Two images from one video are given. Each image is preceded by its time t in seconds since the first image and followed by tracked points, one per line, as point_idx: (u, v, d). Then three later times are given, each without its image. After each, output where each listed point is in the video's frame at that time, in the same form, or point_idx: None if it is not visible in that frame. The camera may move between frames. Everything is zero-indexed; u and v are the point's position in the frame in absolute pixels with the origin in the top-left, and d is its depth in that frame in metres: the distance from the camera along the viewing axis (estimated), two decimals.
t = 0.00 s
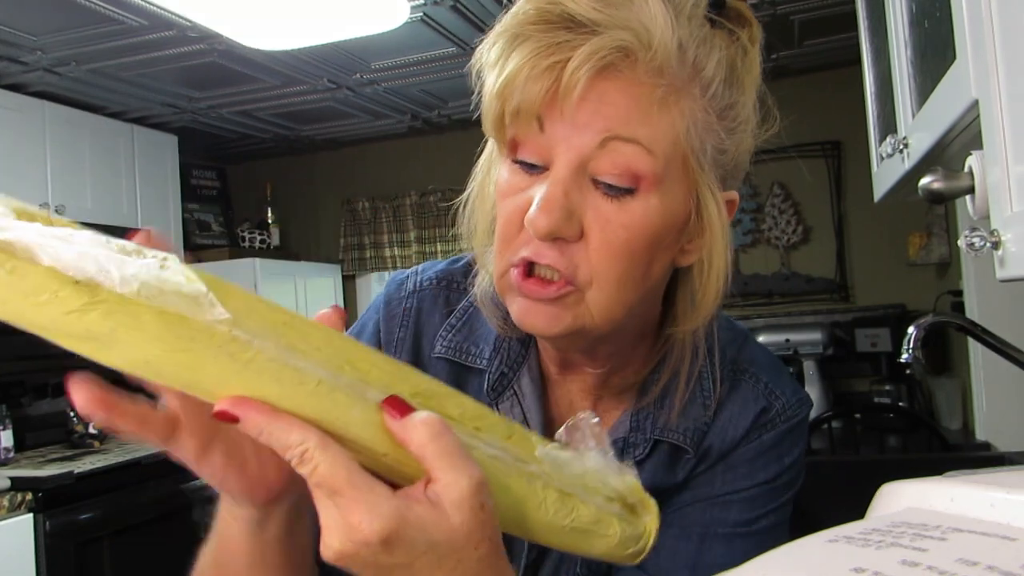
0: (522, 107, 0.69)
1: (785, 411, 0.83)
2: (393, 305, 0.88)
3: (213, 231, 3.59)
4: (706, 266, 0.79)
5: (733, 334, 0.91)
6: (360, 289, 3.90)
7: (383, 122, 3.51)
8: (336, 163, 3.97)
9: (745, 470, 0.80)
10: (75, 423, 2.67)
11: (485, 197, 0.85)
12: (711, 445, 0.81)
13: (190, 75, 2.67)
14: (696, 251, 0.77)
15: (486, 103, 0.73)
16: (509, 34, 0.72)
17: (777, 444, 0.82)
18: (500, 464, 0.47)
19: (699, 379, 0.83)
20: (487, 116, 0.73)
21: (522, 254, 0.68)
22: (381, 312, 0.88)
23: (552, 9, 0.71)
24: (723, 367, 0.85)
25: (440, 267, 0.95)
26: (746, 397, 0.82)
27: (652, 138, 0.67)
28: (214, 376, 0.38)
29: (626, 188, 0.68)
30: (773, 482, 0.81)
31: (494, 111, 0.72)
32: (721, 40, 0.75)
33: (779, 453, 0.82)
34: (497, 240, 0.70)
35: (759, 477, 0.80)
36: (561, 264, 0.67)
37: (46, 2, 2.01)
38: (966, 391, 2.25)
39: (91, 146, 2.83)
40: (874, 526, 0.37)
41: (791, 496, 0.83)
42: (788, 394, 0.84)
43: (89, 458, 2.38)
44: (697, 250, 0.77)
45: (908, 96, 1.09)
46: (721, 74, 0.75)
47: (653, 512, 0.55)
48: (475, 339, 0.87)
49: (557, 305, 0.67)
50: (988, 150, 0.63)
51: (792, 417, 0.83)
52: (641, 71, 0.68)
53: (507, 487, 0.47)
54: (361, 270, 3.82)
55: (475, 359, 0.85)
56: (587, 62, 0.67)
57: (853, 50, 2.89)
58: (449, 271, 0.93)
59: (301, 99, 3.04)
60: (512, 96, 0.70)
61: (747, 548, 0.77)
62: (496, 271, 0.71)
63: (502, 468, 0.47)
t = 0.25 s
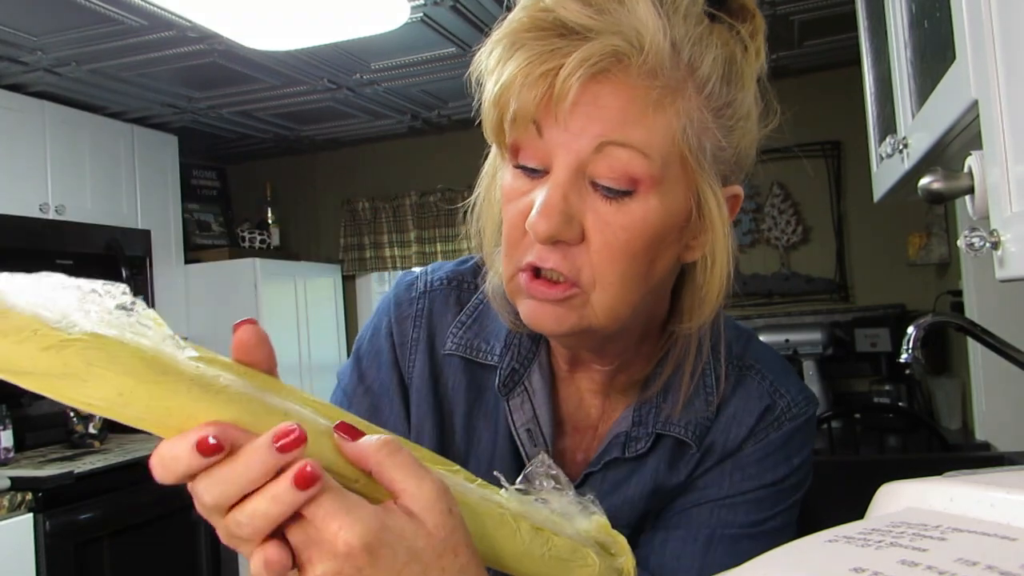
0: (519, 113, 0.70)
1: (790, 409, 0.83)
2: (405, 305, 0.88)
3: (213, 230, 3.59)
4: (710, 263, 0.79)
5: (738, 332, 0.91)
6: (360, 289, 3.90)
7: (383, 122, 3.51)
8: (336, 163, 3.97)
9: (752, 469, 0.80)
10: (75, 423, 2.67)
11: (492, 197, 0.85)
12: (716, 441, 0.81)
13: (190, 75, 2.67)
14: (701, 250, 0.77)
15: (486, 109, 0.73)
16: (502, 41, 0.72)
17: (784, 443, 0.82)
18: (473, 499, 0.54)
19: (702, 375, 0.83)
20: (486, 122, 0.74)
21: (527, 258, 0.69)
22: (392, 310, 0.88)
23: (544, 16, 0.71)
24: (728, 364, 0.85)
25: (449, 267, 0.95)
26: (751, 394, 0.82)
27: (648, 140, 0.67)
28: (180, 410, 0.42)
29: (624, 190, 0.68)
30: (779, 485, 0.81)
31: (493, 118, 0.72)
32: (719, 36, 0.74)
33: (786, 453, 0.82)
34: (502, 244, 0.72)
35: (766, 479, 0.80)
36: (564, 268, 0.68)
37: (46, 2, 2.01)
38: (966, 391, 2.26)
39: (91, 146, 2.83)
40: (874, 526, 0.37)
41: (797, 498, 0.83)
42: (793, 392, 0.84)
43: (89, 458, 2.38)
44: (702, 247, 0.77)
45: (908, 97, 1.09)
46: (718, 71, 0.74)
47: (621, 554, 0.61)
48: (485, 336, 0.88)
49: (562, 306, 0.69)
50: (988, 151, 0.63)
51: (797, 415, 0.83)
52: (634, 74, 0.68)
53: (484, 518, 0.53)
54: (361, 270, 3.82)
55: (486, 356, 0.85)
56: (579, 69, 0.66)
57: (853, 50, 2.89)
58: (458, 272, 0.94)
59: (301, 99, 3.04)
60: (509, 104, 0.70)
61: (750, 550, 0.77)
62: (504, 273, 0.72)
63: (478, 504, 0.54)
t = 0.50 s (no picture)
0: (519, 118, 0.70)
1: (795, 412, 0.83)
2: (411, 303, 0.88)
3: (213, 230, 3.59)
4: (711, 263, 0.79)
5: (743, 334, 0.91)
6: (360, 289, 3.90)
7: (383, 122, 3.51)
8: (336, 163, 3.97)
9: (758, 472, 0.80)
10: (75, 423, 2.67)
11: (499, 197, 0.85)
12: (721, 443, 0.81)
13: (190, 75, 2.67)
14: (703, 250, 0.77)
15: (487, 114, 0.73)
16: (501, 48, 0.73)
17: (789, 447, 0.82)
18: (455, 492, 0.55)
19: (708, 376, 0.83)
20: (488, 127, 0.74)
21: (531, 260, 0.69)
22: (400, 309, 0.88)
23: (541, 25, 0.71)
24: (734, 366, 0.85)
25: (456, 268, 0.95)
26: (756, 396, 0.82)
27: (646, 144, 0.67)
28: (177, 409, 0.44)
29: (623, 193, 0.68)
30: (782, 486, 0.81)
31: (494, 124, 0.72)
32: (716, 38, 0.74)
33: (791, 456, 0.82)
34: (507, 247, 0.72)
35: (771, 482, 0.80)
36: (567, 269, 0.68)
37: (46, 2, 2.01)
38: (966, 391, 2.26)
39: (91, 146, 2.83)
40: (874, 526, 0.37)
41: (799, 499, 0.83)
42: (798, 394, 0.84)
43: (89, 458, 2.38)
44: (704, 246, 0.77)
45: (908, 96, 1.10)
46: (716, 73, 0.74)
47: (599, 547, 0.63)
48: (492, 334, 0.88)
49: (566, 307, 0.69)
50: (987, 151, 0.63)
51: (802, 418, 0.83)
52: (631, 80, 0.68)
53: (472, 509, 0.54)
54: (361, 270, 3.82)
55: (492, 354, 0.86)
56: (576, 75, 0.66)
57: (853, 50, 2.89)
58: (465, 273, 0.93)
59: (301, 99, 3.04)
60: (509, 109, 0.70)
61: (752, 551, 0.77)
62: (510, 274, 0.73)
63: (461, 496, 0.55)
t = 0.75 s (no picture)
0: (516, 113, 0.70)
1: (794, 409, 0.83)
2: (410, 300, 0.88)
3: (213, 230, 3.59)
4: (709, 256, 0.79)
5: (742, 333, 0.91)
6: (360, 289, 3.91)
7: (383, 122, 3.51)
8: (336, 163, 3.97)
9: (757, 469, 0.80)
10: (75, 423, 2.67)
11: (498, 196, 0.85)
12: (721, 440, 0.81)
13: (190, 75, 2.67)
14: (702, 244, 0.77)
15: (485, 111, 0.74)
16: (498, 45, 0.73)
17: (788, 444, 0.82)
18: (423, 480, 0.45)
19: (706, 372, 0.83)
20: (486, 124, 0.74)
21: (531, 255, 0.69)
22: (398, 305, 0.88)
23: (537, 20, 0.71)
24: (733, 363, 0.85)
25: (456, 265, 0.95)
26: (755, 394, 0.82)
27: (642, 135, 0.67)
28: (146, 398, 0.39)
29: (621, 185, 0.68)
30: (782, 485, 0.81)
31: (493, 119, 0.73)
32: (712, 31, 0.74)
33: (791, 454, 0.82)
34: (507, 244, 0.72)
35: (770, 480, 0.80)
36: (566, 263, 0.68)
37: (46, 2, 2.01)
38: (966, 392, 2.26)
39: (90, 146, 2.83)
40: (873, 526, 0.37)
41: (799, 497, 0.83)
42: (797, 391, 0.84)
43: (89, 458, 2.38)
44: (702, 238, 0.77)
45: (907, 96, 1.10)
46: (710, 66, 0.74)
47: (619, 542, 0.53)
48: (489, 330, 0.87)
49: (566, 302, 0.69)
50: (988, 151, 0.63)
51: (801, 415, 0.83)
52: (627, 72, 0.68)
53: (439, 504, 0.45)
54: (361, 270, 3.82)
55: (489, 350, 0.86)
56: (572, 68, 0.67)
57: (853, 50, 2.89)
58: (465, 270, 0.94)
59: (301, 99, 3.04)
60: (506, 105, 0.70)
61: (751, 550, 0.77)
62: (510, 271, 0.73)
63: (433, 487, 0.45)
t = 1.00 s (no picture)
0: (517, 107, 0.70)
1: (790, 406, 0.82)
2: (406, 298, 0.89)
3: (213, 230, 3.59)
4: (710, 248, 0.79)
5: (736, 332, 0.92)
6: (360, 289, 3.90)
7: (383, 122, 3.51)
8: (336, 163, 3.97)
9: (754, 467, 0.79)
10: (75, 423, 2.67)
11: (492, 197, 0.85)
12: (716, 440, 0.81)
13: (190, 75, 2.67)
14: (703, 234, 0.77)
15: (483, 109, 0.73)
16: (495, 41, 0.73)
17: (786, 442, 0.81)
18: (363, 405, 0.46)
19: (701, 370, 0.84)
20: (484, 121, 0.74)
21: (536, 251, 0.69)
22: (394, 303, 0.88)
23: (536, 12, 0.71)
24: (727, 362, 0.85)
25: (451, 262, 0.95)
26: (750, 392, 0.83)
27: (644, 124, 0.67)
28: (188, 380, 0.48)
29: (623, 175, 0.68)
30: (780, 484, 0.80)
31: (492, 115, 0.72)
32: (704, 23, 0.75)
33: (788, 452, 0.82)
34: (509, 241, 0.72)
35: (766, 478, 0.79)
36: (572, 256, 0.68)
37: (46, 2, 2.01)
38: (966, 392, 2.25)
39: (90, 146, 2.83)
40: (874, 527, 0.37)
41: (797, 498, 0.83)
42: (792, 389, 0.83)
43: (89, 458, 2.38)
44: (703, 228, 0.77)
45: (908, 96, 1.09)
46: (705, 57, 0.74)
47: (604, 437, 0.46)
48: (482, 328, 0.89)
49: (572, 296, 0.68)
50: (988, 151, 0.63)
51: (798, 413, 0.83)
52: (628, 62, 0.68)
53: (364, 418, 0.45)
54: (361, 270, 3.82)
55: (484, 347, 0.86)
56: (574, 59, 0.66)
57: (854, 50, 2.89)
58: (460, 267, 0.94)
59: (301, 99, 3.04)
60: (507, 99, 0.70)
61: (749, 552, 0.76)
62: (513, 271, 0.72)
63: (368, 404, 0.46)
